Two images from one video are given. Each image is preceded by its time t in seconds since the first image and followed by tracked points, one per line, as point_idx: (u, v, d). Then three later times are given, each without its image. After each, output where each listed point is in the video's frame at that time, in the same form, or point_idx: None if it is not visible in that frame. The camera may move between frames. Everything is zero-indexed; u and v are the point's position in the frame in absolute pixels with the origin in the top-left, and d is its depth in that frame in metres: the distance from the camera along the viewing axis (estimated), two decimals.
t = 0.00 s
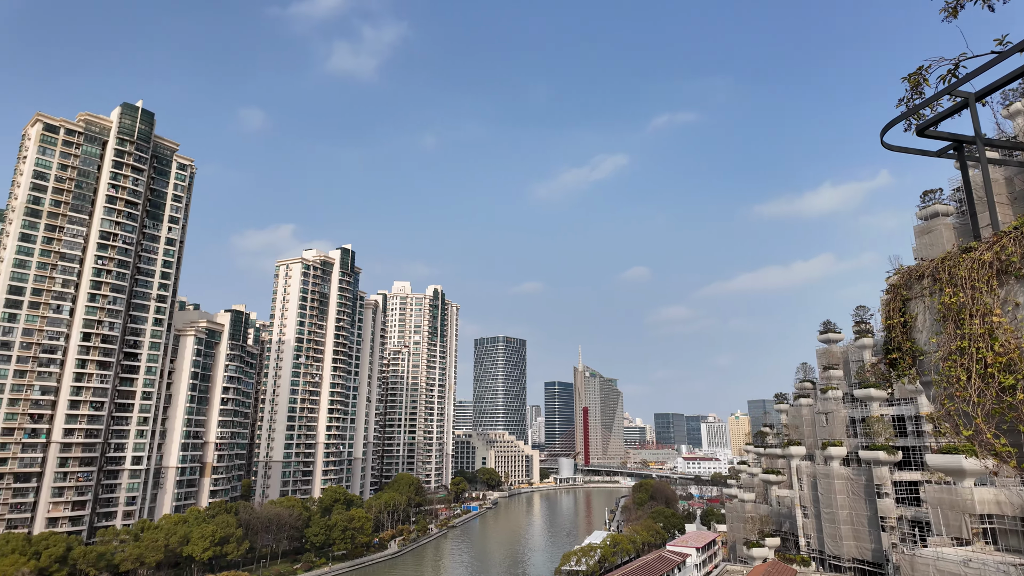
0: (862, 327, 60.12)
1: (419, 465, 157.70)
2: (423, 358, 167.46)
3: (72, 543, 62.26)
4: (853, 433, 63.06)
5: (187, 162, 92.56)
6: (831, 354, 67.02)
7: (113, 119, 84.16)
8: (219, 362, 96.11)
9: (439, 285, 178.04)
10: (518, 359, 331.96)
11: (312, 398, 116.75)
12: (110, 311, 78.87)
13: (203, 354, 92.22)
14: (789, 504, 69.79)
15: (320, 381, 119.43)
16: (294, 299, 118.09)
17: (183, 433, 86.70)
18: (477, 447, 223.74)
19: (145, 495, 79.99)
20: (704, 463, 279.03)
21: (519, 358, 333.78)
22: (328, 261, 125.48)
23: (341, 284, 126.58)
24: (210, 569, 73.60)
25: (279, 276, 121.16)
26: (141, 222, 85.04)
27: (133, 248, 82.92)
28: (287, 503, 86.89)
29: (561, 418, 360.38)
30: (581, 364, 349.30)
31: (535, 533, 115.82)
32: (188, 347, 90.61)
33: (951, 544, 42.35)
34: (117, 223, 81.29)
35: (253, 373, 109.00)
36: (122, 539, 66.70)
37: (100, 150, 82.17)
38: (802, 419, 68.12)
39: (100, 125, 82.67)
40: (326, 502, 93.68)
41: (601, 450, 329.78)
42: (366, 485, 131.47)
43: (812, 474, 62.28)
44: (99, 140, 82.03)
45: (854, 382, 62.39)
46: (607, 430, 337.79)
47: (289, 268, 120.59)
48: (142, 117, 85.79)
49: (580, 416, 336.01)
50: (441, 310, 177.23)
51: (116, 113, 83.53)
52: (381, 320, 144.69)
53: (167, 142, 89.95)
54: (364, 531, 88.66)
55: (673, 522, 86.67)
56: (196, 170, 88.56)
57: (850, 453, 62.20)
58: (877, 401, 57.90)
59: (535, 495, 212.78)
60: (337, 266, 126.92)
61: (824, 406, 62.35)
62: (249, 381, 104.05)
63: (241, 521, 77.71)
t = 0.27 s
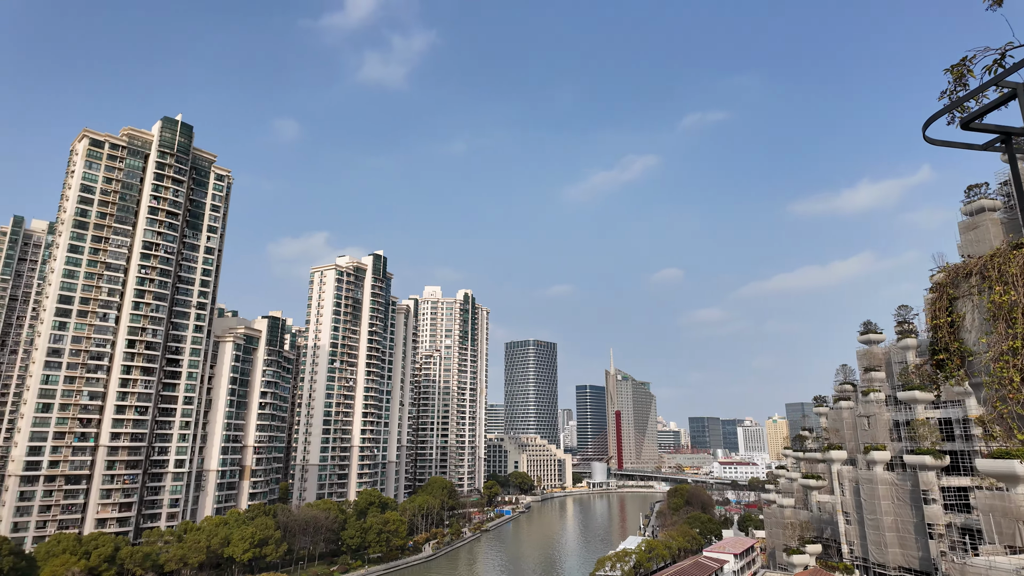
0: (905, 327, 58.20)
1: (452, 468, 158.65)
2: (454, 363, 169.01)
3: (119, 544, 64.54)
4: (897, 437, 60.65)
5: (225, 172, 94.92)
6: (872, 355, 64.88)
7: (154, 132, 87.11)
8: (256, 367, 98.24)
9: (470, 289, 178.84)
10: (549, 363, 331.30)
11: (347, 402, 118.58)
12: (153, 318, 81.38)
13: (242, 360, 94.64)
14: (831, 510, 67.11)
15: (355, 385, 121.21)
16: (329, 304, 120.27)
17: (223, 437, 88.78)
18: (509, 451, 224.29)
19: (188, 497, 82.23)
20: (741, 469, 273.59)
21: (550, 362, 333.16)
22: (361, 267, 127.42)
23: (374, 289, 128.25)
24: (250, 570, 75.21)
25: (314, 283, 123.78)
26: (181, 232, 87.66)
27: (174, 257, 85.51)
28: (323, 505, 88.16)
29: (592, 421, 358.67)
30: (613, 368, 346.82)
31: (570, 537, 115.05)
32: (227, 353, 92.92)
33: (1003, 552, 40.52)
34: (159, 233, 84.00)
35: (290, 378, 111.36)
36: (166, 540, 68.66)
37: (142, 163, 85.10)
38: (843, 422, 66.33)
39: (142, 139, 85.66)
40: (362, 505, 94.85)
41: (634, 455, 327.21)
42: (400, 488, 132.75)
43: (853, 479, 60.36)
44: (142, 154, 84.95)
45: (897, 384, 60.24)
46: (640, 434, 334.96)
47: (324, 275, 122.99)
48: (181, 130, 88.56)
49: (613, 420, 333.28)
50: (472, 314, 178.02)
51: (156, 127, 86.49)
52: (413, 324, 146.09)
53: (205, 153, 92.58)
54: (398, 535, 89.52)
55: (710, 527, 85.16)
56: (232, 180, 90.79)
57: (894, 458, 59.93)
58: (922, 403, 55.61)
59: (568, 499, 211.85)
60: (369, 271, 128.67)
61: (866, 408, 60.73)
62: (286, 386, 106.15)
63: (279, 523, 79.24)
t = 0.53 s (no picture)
0: (950, 326, 56.18)
1: (485, 471, 159.28)
2: (486, 366, 169.41)
3: (164, 544, 66.67)
4: (945, 440, 57.95)
5: (260, 182, 97.10)
6: (918, 355, 62.79)
7: (193, 144, 89.79)
8: (293, 372, 99.99)
9: (500, 293, 179.09)
10: (580, 365, 330.09)
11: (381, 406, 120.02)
12: (194, 325, 83.76)
13: (280, 365, 96.60)
14: (875, 516, 66.04)
15: (388, 389, 122.52)
16: (362, 310, 122.04)
17: (262, 440, 90.70)
18: (542, 454, 224.18)
19: (228, 500, 84.23)
20: (780, 472, 267.57)
21: (582, 365, 331.34)
22: (393, 272, 128.89)
23: (406, 294, 129.49)
24: (288, 571, 76.57)
25: (347, 288, 125.78)
26: (220, 240, 90.06)
27: (213, 265, 87.84)
28: (359, 508, 89.30)
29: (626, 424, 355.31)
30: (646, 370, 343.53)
31: (605, 542, 113.91)
32: (264, 358, 95.01)
33: None
34: (199, 242, 86.50)
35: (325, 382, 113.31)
36: (209, 541, 70.52)
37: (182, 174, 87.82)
38: (886, 424, 64.35)
39: (182, 151, 88.36)
40: (397, 508, 95.80)
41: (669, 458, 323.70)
42: (434, 490, 133.82)
43: (898, 484, 58.43)
44: (182, 165, 87.53)
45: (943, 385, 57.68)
46: (675, 437, 330.50)
47: (357, 280, 124.84)
48: (219, 142, 91.01)
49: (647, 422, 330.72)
50: (502, 318, 178.23)
51: (195, 139, 89.10)
52: (444, 328, 147.03)
53: (242, 163, 94.95)
54: (433, 537, 90.28)
55: (748, 533, 83.41)
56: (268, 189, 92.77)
57: (941, 462, 57.08)
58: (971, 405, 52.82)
59: (602, 503, 210.38)
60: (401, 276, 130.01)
61: (911, 410, 58.78)
62: (322, 390, 107.96)
63: (317, 525, 80.55)
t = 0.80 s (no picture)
0: (995, 324, 54.33)
1: (515, 474, 159.54)
2: (515, 368, 169.61)
3: (202, 544, 68.47)
4: (991, 442, 55.10)
5: (292, 189, 98.96)
6: (960, 355, 60.83)
7: (227, 154, 92.06)
8: (326, 375, 101.52)
9: (528, 295, 179.06)
10: (609, 367, 327.88)
11: (411, 408, 121.21)
12: (230, 330, 85.77)
13: (312, 367, 97.52)
14: (917, 520, 63.61)
15: (418, 392, 123.61)
16: (392, 313, 123.59)
17: (296, 442, 92.29)
18: (572, 457, 223.69)
19: (264, 501, 85.89)
20: (817, 475, 261.55)
21: (611, 367, 329.00)
22: (421, 275, 130.13)
23: (435, 297, 130.44)
24: (323, 572, 77.73)
25: (377, 292, 127.44)
26: (254, 247, 92.18)
27: (247, 271, 89.95)
28: (391, 509, 90.27)
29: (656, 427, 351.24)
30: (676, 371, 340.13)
31: (637, 545, 112.75)
32: (297, 361, 96.45)
33: None
34: (233, 249, 88.60)
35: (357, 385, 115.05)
36: (246, 541, 72.14)
37: (217, 183, 90.05)
38: (929, 426, 62.36)
39: (216, 161, 90.65)
40: (428, 510, 96.64)
41: (702, 462, 319.41)
42: (465, 492, 134.39)
43: (942, 488, 56.52)
44: (217, 175, 89.82)
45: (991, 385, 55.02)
46: (707, 440, 325.33)
47: (386, 284, 126.49)
48: (251, 151, 93.12)
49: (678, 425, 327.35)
50: (530, 320, 178.10)
51: (229, 149, 91.33)
52: (472, 331, 147.72)
53: (274, 172, 96.98)
54: (464, 539, 90.67)
55: (784, 537, 81.72)
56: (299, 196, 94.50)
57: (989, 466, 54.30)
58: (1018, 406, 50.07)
59: (634, 506, 208.67)
60: (430, 280, 130.99)
61: (956, 412, 56.92)
62: (353, 393, 109.40)
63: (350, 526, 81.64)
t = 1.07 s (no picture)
0: None
1: (545, 475, 159.42)
2: (543, 370, 169.79)
3: (240, 543, 70.01)
4: None
5: (322, 195, 100.53)
6: (1006, 353, 58.30)
7: (259, 162, 94.08)
8: (357, 377, 102.99)
9: (555, 296, 178.70)
10: (639, 365, 325.99)
11: (440, 409, 122.24)
12: (264, 333, 87.61)
13: (344, 370, 99.24)
14: (963, 525, 61.99)
15: (447, 394, 124.84)
16: (420, 316, 124.77)
17: (329, 444, 93.60)
18: (602, 459, 222.83)
19: (299, 502, 87.36)
20: (856, 477, 254.98)
21: (641, 364, 327.51)
22: (449, 278, 130.99)
23: (462, 299, 131.17)
24: (356, 572, 78.88)
25: (406, 295, 128.85)
26: (286, 252, 94.08)
27: (281, 276, 91.88)
28: (422, 510, 91.09)
29: (688, 428, 346.67)
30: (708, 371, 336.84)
31: (669, 548, 111.51)
32: (330, 364, 97.99)
33: None
34: (266, 254, 90.47)
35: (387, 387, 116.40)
36: (281, 541, 73.75)
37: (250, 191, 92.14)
38: (974, 427, 60.20)
39: (249, 169, 92.76)
40: (459, 511, 97.34)
41: (735, 463, 315.08)
42: (495, 494, 134.69)
43: (989, 491, 54.45)
44: (249, 182, 91.86)
45: None
46: (740, 442, 320.05)
47: (415, 287, 127.80)
48: (282, 158, 95.04)
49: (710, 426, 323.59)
50: (558, 321, 177.61)
51: (261, 157, 93.35)
52: (500, 333, 148.20)
53: (304, 178, 98.71)
54: (495, 541, 90.89)
55: (822, 540, 80.06)
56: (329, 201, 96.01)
57: None
58: None
59: (666, 509, 206.69)
60: (457, 282, 131.62)
61: (1001, 412, 54.76)
62: (384, 395, 110.59)
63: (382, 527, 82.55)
